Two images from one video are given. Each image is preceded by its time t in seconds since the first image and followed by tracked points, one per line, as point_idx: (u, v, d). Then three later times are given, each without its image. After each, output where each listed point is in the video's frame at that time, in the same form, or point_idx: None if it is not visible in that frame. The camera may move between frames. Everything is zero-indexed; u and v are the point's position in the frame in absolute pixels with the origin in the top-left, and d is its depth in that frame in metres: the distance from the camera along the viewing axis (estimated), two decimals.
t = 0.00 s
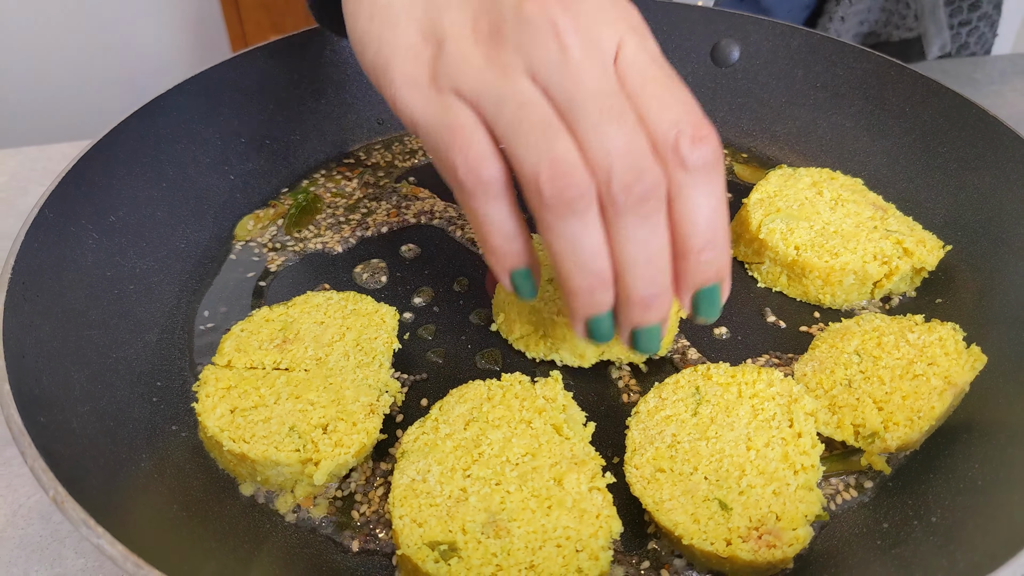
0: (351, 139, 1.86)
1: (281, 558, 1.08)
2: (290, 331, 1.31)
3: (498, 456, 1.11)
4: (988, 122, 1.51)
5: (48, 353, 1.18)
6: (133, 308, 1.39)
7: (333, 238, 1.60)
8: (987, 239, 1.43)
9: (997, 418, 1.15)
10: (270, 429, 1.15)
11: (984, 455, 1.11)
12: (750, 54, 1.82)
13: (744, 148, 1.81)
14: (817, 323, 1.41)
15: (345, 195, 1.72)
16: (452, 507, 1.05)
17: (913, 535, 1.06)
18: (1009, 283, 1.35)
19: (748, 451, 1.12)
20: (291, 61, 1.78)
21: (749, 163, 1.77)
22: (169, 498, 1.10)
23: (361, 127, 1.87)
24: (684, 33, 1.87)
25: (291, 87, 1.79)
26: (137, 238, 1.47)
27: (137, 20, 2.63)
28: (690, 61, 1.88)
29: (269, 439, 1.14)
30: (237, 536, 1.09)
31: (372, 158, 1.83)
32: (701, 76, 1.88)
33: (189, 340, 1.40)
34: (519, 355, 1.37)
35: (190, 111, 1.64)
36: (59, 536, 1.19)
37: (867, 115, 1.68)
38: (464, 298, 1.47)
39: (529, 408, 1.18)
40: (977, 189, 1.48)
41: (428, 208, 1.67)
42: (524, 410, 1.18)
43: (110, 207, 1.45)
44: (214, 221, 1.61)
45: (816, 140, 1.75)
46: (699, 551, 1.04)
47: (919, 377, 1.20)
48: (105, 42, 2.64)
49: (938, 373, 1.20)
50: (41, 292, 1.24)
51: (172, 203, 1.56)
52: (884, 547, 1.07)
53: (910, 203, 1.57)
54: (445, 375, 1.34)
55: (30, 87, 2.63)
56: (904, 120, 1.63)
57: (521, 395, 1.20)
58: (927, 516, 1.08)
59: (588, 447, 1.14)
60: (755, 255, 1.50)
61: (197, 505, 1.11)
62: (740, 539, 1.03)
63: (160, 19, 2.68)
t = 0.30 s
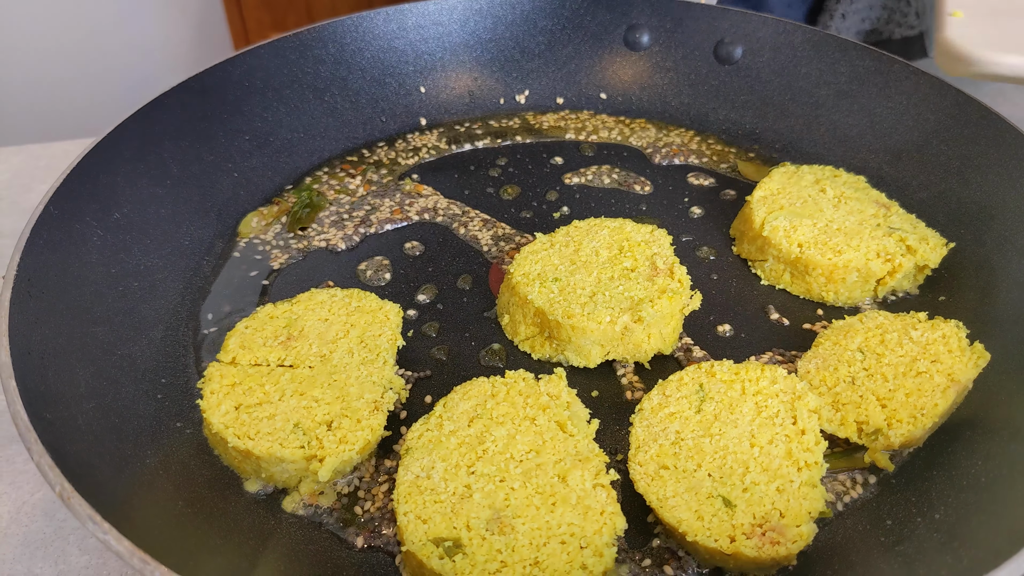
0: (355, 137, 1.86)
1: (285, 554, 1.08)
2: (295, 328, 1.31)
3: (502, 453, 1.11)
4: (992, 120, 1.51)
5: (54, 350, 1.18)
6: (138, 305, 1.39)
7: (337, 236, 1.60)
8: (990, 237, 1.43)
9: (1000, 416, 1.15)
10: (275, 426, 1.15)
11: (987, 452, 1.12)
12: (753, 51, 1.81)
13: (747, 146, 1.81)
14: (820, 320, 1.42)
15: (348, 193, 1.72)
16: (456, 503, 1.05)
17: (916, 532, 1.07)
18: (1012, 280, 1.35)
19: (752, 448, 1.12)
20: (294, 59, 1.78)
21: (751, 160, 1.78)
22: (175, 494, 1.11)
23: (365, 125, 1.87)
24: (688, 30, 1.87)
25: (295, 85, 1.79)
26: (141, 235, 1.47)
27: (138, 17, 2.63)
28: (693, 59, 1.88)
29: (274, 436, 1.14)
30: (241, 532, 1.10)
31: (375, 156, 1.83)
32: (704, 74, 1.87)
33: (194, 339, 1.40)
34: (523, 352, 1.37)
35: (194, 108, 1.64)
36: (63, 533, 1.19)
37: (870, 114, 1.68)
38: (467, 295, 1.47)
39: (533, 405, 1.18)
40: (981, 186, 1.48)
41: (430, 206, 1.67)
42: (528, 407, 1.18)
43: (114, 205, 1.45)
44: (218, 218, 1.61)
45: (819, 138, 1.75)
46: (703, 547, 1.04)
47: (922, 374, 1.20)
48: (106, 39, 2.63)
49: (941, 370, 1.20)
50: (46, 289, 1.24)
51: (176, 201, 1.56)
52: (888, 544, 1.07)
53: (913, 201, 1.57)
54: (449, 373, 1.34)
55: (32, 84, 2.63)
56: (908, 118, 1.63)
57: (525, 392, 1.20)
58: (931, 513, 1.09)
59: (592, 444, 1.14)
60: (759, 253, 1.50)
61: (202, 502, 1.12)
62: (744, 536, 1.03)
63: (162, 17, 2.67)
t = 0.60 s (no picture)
0: (358, 138, 1.85)
1: (290, 557, 1.08)
2: (298, 330, 1.31)
3: (507, 456, 1.11)
4: (997, 121, 1.51)
5: (57, 352, 1.17)
6: (141, 307, 1.39)
7: (340, 237, 1.60)
8: (996, 238, 1.42)
9: (1007, 419, 1.15)
10: (279, 429, 1.15)
11: (994, 455, 1.12)
12: (757, 52, 1.81)
13: (750, 147, 1.80)
14: (826, 323, 1.41)
15: (351, 194, 1.71)
16: (462, 507, 1.05)
17: (924, 535, 1.06)
18: (1018, 283, 1.34)
19: (759, 451, 1.11)
20: (298, 60, 1.78)
21: (755, 161, 1.77)
22: (178, 497, 1.10)
23: (368, 126, 1.87)
24: (692, 31, 1.86)
25: (298, 85, 1.78)
26: (144, 236, 1.47)
27: (139, 18, 2.63)
28: (697, 60, 1.88)
29: (278, 439, 1.13)
30: (246, 535, 1.09)
31: (378, 157, 1.82)
32: (708, 75, 1.87)
33: (197, 340, 1.40)
34: (527, 354, 1.37)
35: (198, 109, 1.64)
36: (65, 536, 1.19)
37: (875, 115, 1.68)
38: (471, 297, 1.47)
39: (538, 408, 1.18)
40: (986, 188, 1.48)
41: (433, 207, 1.67)
42: (533, 410, 1.18)
43: (117, 206, 1.45)
44: (221, 220, 1.61)
45: (824, 139, 1.74)
46: (710, 551, 1.03)
47: (929, 377, 1.19)
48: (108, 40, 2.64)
49: (948, 373, 1.19)
50: (50, 291, 1.24)
51: (179, 202, 1.56)
52: (896, 548, 1.07)
53: (918, 203, 1.57)
54: (453, 375, 1.34)
55: (33, 85, 2.63)
56: (913, 120, 1.63)
57: (530, 394, 1.20)
58: (938, 516, 1.08)
59: (597, 447, 1.14)
60: (764, 255, 1.49)
61: (205, 505, 1.11)
62: (751, 540, 1.03)
63: (164, 18, 2.68)
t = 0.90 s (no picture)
0: (358, 137, 1.85)
1: (286, 557, 1.08)
2: (297, 328, 1.31)
3: (505, 455, 1.10)
4: (1000, 121, 1.50)
5: (55, 351, 1.17)
6: (140, 306, 1.39)
7: (339, 236, 1.59)
8: (998, 238, 1.42)
9: (1007, 419, 1.14)
10: (276, 428, 1.14)
11: (994, 456, 1.11)
12: (759, 51, 1.80)
13: (752, 146, 1.80)
14: (826, 323, 1.40)
15: (351, 193, 1.71)
16: (458, 506, 1.05)
17: (923, 536, 1.06)
18: (1019, 283, 1.34)
19: (757, 451, 1.11)
20: (298, 59, 1.77)
21: (756, 161, 1.76)
22: (175, 496, 1.10)
23: (368, 125, 1.86)
24: (694, 30, 1.86)
25: (298, 84, 1.78)
26: (143, 235, 1.47)
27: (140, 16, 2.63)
28: (698, 59, 1.87)
29: (275, 438, 1.13)
30: (242, 534, 1.09)
31: (379, 156, 1.82)
32: (709, 74, 1.86)
33: (196, 339, 1.40)
34: (526, 353, 1.37)
35: (197, 108, 1.64)
36: (63, 535, 1.19)
37: (877, 114, 1.67)
38: (470, 296, 1.47)
39: (536, 407, 1.17)
40: (989, 188, 1.47)
41: (433, 206, 1.66)
42: (531, 409, 1.17)
43: (116, 205, 1.45)
44: (220, 218, 1.61)
45: (825, 138, 1.73)
46: (707, 551, 1.03)
47: (929, 377, 1.19)
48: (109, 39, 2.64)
49: (948, 373, 1.19)
50: (48, 289, 1.24)
51: (178, 201, 1.56)
52: (894, 548, 1.06)
53: (920, 202, 1.56)
54: (452, 374, 1.34)
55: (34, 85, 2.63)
56: (915, 119, 1.62)
57: (528, 394, 1.20)
58: (937, 517, 1.08)
59: (595, 447, 1.13)
60: (764, 254, 1.49)
61: (202, 504, 1.11)
62: (749, 540, 1.02)
63: (166, 16, 2.68)
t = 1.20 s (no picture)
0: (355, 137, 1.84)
1: (283, 561, 1.07)
2: (292, 331, 1.29)
3: (503, 459, 1.10)
4: (998, 122, 1.50)
5: (49, 354, 1.16)
6: (135, 308, 1.38)
7: (336, 236, 1.58)
8: (997, 240, 1.41)
9: (1008, 423, 1.14)
10: (272, 431, 1.13)
11: (994, 460, 1.10)
12: (757, 51, 1.80)
13: (750, 147, 1.79)
14: (825, 325, 1.40)
15: (347, 194, 1.70)
16: (456, 511, 1.04)
17: (924, 540, 1.05)
18: (1019, 285, 1.33)
19: (756, 455, 1.10)
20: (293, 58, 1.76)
21: (753, 161, 1.76)
22: (170, 500, 1.09)
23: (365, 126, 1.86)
24: (691, 30, 1.85)
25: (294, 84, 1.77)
26: (138, 236, 1.45)
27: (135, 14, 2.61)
28: (695, 59, 1.86)
29: (271, 441, 1.12)
30: (238, 539, 1.08)
31: (375, 156, 1.81)
32: (706, 74, 1.86)
33: (191, 340, 1.39)
34: (523, 356, 1.36)
35: (194, 108, 1.62)
36: (58, 538, 1.18)
37: (875, 114, 1.67)
38: (468, 298, 1.46)
39: (534, 410, 1.17)
40: (988, 189, 1.47)
41: (429, 207, 1.66)
42: (529, 413, 1.16)
43: (111, 206, 1.43)
44: (216, 219, 1.60)
45: (823, 139, 1.73)
46: (706, 556, 1.02)
47: (929, 380, 1.18)
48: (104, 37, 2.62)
49: (948, 376, 1.18)
50: (42, 291, 1.23)
51: (173, 202, 1.55)
52: (895, 553, 1.06)
53: (918, 203, 1.55)
54: (449, 377, 1.33)
55: (28, 83, 2.62)
56: (913, 120, 1.62)
57: (526, 397, 1.19)
58: (938, 521, 1.07)
59: (594, 450, 1.13)
60: (762, 255, 1.48)
61: (198, 508, 1.10)
62: (748, 545, 1.02)
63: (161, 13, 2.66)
